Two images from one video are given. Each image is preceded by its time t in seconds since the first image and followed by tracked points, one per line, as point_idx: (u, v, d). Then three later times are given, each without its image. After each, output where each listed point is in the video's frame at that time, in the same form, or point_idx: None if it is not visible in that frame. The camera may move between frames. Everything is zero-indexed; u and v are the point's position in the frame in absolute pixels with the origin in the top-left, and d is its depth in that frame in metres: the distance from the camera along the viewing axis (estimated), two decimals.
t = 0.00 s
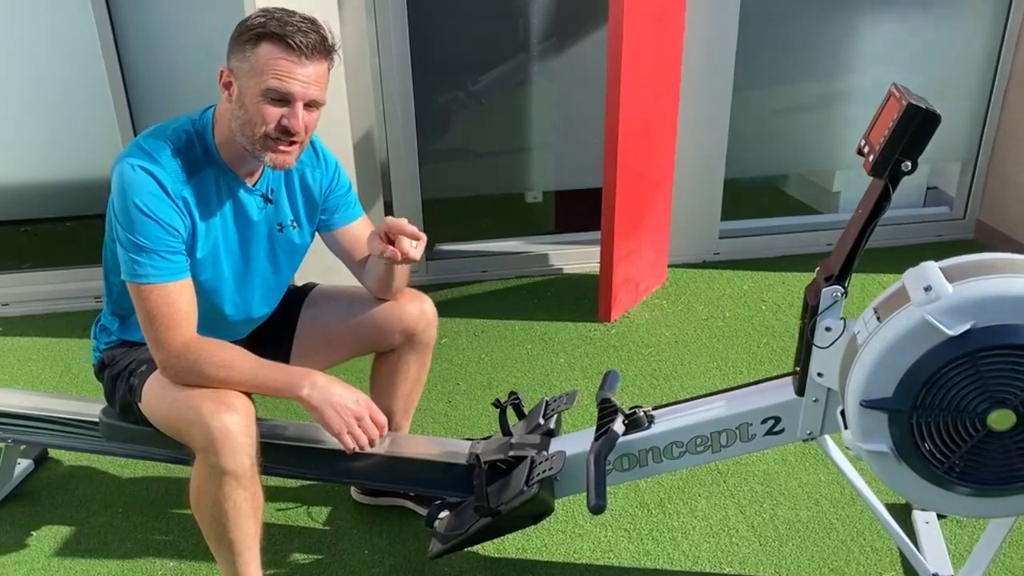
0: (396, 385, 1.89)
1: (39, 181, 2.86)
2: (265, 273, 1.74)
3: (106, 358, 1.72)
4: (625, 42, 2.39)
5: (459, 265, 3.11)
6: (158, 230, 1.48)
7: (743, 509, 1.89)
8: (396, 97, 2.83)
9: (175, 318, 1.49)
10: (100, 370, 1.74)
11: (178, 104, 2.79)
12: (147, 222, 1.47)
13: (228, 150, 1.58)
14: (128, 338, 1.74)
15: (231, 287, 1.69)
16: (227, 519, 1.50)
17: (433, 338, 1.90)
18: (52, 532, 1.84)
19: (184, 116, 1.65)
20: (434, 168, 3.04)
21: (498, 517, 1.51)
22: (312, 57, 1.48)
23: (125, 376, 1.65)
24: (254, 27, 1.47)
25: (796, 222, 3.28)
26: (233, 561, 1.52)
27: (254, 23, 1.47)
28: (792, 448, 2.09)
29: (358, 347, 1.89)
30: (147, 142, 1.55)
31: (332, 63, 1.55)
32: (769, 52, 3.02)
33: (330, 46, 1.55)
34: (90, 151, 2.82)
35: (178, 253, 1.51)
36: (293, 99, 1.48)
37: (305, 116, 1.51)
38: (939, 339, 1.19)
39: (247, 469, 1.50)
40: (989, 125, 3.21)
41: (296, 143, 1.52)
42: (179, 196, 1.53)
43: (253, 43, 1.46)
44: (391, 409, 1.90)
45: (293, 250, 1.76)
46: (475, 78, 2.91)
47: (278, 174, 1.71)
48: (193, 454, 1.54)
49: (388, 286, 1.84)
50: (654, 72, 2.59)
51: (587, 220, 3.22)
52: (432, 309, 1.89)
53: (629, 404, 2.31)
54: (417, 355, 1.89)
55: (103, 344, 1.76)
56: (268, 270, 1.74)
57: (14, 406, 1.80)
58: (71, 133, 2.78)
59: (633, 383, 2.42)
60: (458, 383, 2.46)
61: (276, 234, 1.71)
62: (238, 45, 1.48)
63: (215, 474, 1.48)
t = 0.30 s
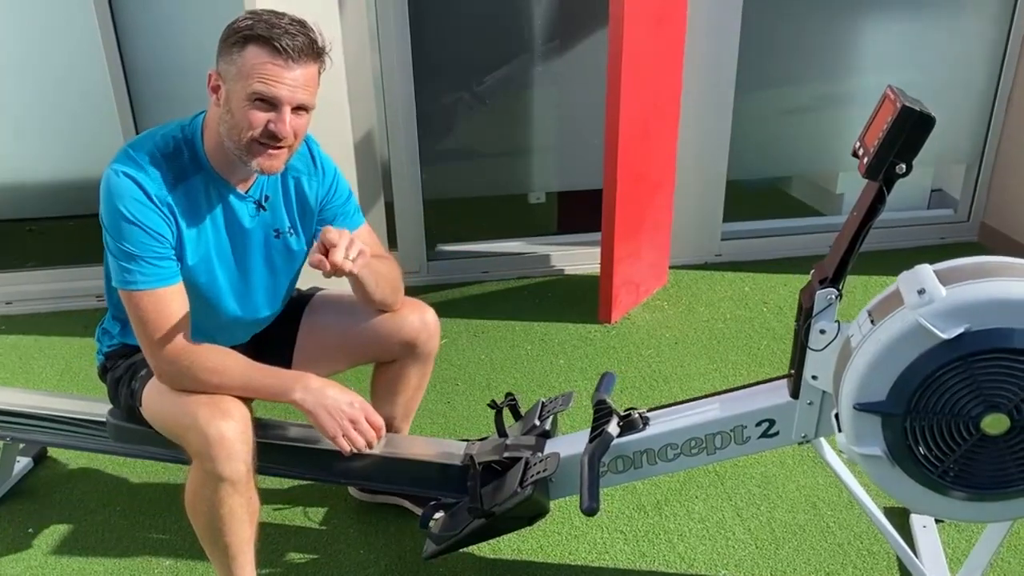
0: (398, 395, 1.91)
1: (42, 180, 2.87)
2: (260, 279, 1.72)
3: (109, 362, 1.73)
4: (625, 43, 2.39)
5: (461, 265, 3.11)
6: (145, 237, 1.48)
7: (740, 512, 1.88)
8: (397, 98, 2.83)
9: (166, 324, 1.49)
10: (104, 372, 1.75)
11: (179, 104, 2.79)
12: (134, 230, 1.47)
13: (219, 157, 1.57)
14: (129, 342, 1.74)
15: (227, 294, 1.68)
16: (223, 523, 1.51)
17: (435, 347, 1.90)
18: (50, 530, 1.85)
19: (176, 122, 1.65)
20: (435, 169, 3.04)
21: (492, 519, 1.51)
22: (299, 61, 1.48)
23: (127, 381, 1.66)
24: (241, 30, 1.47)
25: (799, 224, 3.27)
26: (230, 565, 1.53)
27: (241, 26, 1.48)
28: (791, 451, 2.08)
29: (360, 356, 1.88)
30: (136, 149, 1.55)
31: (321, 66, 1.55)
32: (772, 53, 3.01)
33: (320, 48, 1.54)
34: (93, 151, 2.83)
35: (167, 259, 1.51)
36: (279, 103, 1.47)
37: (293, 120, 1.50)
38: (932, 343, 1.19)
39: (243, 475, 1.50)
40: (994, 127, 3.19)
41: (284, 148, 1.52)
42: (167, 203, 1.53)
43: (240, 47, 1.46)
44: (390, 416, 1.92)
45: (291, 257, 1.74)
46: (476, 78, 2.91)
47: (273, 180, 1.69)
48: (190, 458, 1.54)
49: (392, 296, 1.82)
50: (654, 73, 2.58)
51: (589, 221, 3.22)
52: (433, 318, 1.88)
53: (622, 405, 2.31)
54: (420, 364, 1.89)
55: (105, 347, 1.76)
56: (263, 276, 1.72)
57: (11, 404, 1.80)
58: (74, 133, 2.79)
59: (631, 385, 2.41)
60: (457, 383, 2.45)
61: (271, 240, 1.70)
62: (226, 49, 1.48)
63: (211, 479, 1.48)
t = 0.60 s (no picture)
0: (399, 404, 1.92)
1: (50, 178, 2.89)
2: (260, 282, 1.71)
3: (114, 361, 1.74)
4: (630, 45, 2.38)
5: (467, 266, 3.11)
6: (139, 239, 1.49)
7: (741, 516, 1.87)
8: (403, 98, 2.83)
9: (168, 324, 1.51)
10: (109, 369, 1.75)
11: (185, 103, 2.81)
12: (129, 232, 1.49)
13: (214, 160, 1.57)
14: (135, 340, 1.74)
15: (227, 297, 1.68)
16: (223, 524, 1.51)
17: (438, 355, 1.91)
18: (51, 526, 1.86)
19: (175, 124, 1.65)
20: (441, 169, 3.04)
21: (490, 520, 1.51)
22: (290, 62, 1.48)
23: (132, 381, 1.66)
24: (232, 32, 1.48)
25: (807, 226, 3.25)
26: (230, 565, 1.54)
27: (233, 27, 1.48)
28: (794, 454, 2.06)
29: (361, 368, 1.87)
30: (132, 151, 1.56)
31: (315, 66, 1.55)
32: (780, 54, 2.99)
33: (314, 48, 1.54)
34: (101, 149, 2.85)
35: (162, 260, 1.52)
36: (271, 105, 1.47)
37: (285, 122, 1.50)
38: (932, 348, 1.18)
39: (244, 476, 1.51)
40: (1005, 130, 3.16)
41: (276, 151, 1.52)
42: (162, 205, 1.54)
43: (231, 48, 1.47)
44: (391, 419, 1.93)
45: (290, 260, 1.74)
46: (481, 78, 2.91)
47: (273, 184, 1.67)
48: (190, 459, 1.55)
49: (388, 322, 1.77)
50: (660, 74, 2.57)
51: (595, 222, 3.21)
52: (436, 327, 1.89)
53: (622, 407, 2.30)
54: (423, 375, 1.90)
55: (111, 344, 1.77)
56: (262, 279, 1.72)
57: (12, 400, 1.81)
58: (82, 131, 2.81)
59: (635, 387, 2.40)
60: (460, 384, 2.45)
61: (271, 244, 1.69)
62: (217, 51, 1.49)
63: (211, 480, 1.49)
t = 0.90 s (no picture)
0: (419, 406, 1.92)
1: (68, 176, 2.92)
2: (273, 286, 1.72)
3: (136, 360, 1.75)
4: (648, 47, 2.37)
5: (482, 266, 3.11)
6: (148, 243, 1.51)
7: (754, 521, 1.85)
8: (420, 98, 2.83)
9: (183, 327, 1.53)
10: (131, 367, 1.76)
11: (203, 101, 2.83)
12: (139, 237, 1.50)
13: (223, 166, 1.58)
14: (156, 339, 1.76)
15: (242, 301, 1.69)
16: (237, 525, 1.52)
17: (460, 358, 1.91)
18: (66, 521, 1.87)
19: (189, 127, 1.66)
20: (457, 169, 3.04)
21: (500, 522, 1.51)
22: (294, 66, 1.48)
23: (152, 380, 1.67)
24: (234, 36, 1.48)
25: (825, 230, 3.22)
26: (244, 566, 1.55)
27: (236, 31, 1.48)
28: (809, 461, 2.04)
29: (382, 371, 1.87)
30: (143, 154, 1.57)
31: (320, 69, 1.55)
32: (800, 56, 2.97)
33: (318, 50, 1.54)
34: (119, 147, 2.87)
35: (173, 263, 1.53)
36: (275, 109, 1.48)
37: (289, 127, 1.51)
38: (948, 354, 1.16)
39: (257, 478, 1.51)
40: None
41: (281, 157, 1.52)
42: (172, 210, 1.55)
43: (234, 53, 1.47)
44: (409, 418, 1.94)
45: (303, 265, 1.74)
46: (499, 79, 2.90)
47: (288, 189, 1.68)
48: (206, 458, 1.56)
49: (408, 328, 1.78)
50: (677, 77, 2.56)
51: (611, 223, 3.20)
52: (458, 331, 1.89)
53: (633, 411, 2.29)
54: (445, 377, 1.90)
55: (134, 342, 1.78)
56: (276, 283, 1.72)
57: (28, 395, 1.82)
58: (101, 129, 2.84)
59: (648, 391, 2.39)
60: (473, 385, 2.45)
61: (284, 249, 1.69)
62: (221, 56, 1.49)
63: (224, 480, 1.49)
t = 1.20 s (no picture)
0: (448, 406, 1.92)
1: (97, 173, 2.96)
2: (302, 287, 1.72)
3: (167, 356, 1.76)
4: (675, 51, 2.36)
5: (504, 268, 3.10)
6: (180, 242, 1.52)
7: (775, 530, 1.83)
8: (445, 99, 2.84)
9: (212, 325, 1.54)
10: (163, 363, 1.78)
11: (229, 100, 2.85)
12: (171, 235, 1.52)
13: (255, 166, 1.58)
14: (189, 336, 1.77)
15: (271, 301, 1.69)
16: (259, 526, 1.53)
17: (492, 360, 1.91)
18: (89, 515, 1.90)
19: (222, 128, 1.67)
20: (482, 170, 3.04)
21: (518, 525, 1.51)
22: (328, 70, 1.48)
23: (182, 376, 1.68)
24: (270, 38, 1.49)
25: (852, 235, 3.18)
26: (264, 566, 1.55)
27: (272, 33, 1.49)
28: (832, 469, 2.01)
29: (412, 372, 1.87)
30: (177, 154, 1.59)
31: (355, 73, 1.55)
32: (830, 59, 2.94)
33: (353, 54, 1.54)
34: (148, 145, 2.91)
35: (204, 261, 1.54)
36: (307, 113, 1.48)
37: (321, 132, 1.51)
38: (976, 364, 1.14)
39: (280, 480, 1.52)
40: None
41: (312, 160, 1.53)
42: (203, 209, 1.56)
43: (269, 56, 1.48)
44: (437, 417, 1.94)
45: (333, 268, 1.74)
46: (524, 80, 2.90)
47: (320, 192, 1.69)
48: (229, 457, 1.57)
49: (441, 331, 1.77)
50: (704, 80, 2.54)
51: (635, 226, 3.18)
52: (492, 334, 1.88)
53: (654, 416, 2.28)
54: (475, 377, 1.90)
55: (167, 339, 1.80)
56: (306, 285, 1.73)
57: (55, 389, 1.84)
58: (130, 127, 2.87)
59: (670, 395, 2.37)
60: (494, 386, 2.45)
61: (314, 251, 1.70)
62: (257, 58, 1.50)
63: (247, 479, 1.50)
